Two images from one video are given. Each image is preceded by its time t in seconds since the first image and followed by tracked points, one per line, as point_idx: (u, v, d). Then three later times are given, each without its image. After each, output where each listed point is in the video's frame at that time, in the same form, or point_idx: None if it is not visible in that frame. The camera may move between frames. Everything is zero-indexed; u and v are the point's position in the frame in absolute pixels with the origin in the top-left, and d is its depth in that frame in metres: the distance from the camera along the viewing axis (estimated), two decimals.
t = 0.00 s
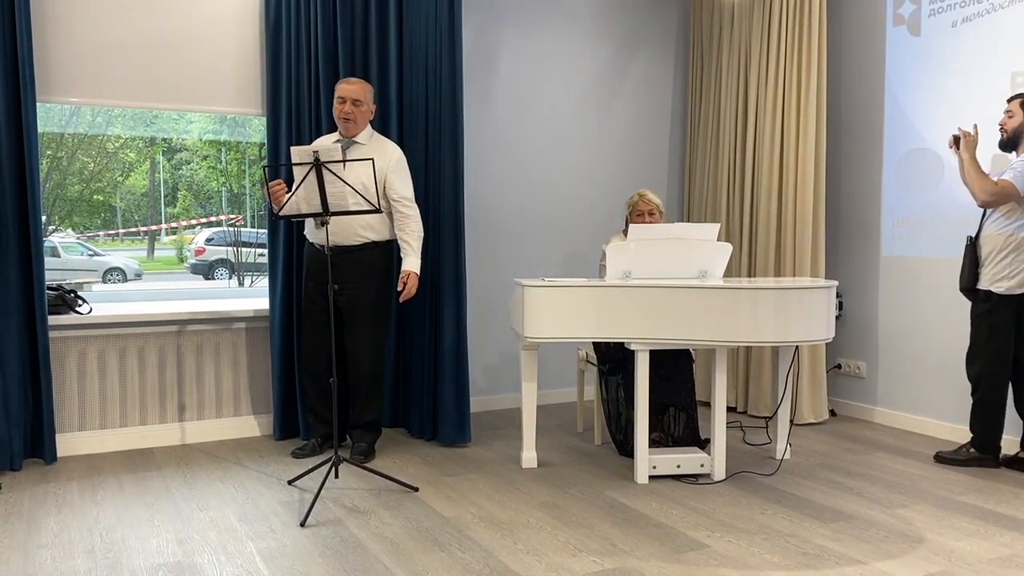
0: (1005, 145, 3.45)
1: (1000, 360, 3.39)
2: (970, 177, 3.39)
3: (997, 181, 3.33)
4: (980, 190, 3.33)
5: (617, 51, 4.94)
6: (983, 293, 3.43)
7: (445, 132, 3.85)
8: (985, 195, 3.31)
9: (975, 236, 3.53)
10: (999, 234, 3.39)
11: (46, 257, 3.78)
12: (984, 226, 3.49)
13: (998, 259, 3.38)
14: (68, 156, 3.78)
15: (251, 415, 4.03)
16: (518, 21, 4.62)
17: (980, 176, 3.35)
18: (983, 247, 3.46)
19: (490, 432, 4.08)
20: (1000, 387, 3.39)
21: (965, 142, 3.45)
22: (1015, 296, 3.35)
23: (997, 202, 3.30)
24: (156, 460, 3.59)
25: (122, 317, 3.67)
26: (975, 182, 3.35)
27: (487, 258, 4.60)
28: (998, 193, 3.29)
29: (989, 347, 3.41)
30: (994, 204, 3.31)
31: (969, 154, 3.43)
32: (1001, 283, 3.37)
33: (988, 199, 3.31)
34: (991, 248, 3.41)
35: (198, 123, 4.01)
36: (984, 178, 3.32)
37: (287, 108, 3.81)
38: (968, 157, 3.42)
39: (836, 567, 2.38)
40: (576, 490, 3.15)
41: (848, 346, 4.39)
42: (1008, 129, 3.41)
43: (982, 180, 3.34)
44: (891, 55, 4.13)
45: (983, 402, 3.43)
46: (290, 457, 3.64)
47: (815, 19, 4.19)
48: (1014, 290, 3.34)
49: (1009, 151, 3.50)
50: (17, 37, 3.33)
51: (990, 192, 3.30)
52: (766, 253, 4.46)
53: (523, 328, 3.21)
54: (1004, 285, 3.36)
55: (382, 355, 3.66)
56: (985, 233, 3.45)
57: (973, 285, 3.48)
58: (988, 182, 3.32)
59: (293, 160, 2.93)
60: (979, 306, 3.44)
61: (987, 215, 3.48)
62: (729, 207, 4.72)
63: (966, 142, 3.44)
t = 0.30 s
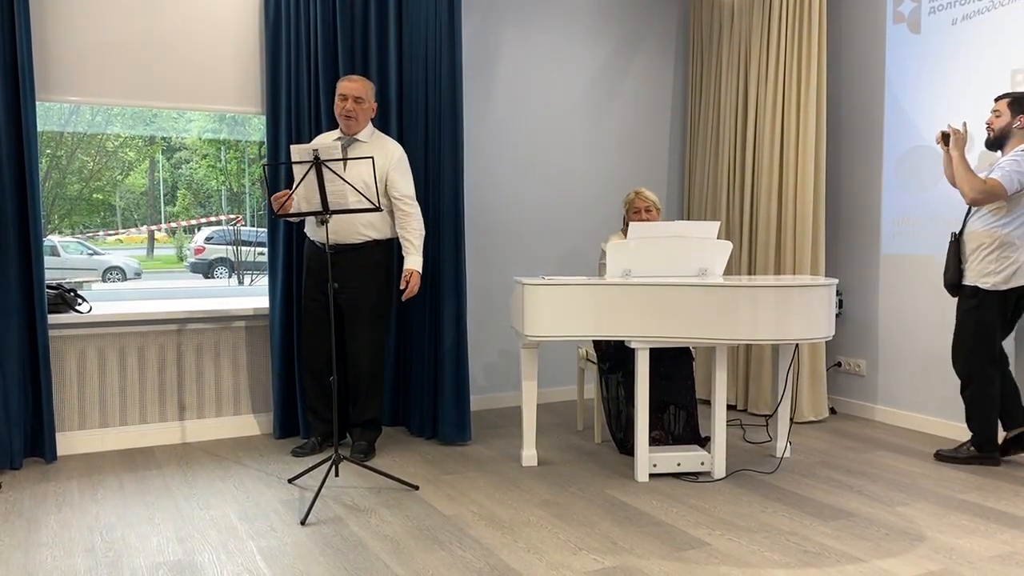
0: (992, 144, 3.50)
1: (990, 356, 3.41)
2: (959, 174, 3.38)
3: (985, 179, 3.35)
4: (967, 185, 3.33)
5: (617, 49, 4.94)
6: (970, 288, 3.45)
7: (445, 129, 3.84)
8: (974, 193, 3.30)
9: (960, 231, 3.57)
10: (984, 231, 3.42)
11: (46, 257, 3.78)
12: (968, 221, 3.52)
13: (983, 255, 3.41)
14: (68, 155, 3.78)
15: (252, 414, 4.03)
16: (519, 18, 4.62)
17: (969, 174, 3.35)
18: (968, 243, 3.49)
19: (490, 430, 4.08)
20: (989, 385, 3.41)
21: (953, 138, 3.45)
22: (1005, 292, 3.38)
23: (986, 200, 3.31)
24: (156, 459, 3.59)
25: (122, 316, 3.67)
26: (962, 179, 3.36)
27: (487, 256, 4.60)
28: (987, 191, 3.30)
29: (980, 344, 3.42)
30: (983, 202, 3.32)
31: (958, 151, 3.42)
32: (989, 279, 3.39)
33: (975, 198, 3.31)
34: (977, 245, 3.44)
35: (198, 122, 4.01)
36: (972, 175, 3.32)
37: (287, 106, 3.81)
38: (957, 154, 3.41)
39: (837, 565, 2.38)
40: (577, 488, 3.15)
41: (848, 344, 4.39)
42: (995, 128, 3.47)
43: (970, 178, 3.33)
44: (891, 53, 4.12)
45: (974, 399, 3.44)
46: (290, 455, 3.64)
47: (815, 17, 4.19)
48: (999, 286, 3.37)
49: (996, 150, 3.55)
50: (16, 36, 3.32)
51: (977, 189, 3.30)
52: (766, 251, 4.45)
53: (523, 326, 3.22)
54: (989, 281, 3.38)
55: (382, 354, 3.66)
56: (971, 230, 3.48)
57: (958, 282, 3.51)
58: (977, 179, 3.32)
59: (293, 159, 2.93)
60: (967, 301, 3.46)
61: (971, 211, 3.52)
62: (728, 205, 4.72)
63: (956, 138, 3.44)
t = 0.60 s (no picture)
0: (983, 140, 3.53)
1: (991, 350, 3.42)
2: (959, 169, 3.40)
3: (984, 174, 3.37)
4: (969, 181, 3.35)
5: (616, 46, 4.93)
6: (974, 283, 3.44)
7: (444, 125, 3.82)
8: (976, 186, 3.33)
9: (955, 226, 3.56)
10: (982, 225, 3.43)
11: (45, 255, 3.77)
12: (964, 216, 3.53)
13: (983, 250, 3.41)
14: (66, 152, 3.77)
15: (251, 412, 4.02)
16: (518, 13, 4.61)
17: (968, 169, 3.37)
18: (966, 238, 3.49)
19: (491, 428, 4.07)
20: (992, 380, 3.42)
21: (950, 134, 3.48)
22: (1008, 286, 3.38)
23: (988, 194, 3.33)
24: (156, 457, 3.58)
25: (120, 314, 3.66)
26: (962, 174, 3.38)
27: (486, 253, 4.59)
28: (988, 185, 3.32)
29: (983, 338, 3.42)
30: (985, 196, 3.33)
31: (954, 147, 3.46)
32: (991, 275, 3.39)
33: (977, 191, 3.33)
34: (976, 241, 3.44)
35: (196, 119, 4.00)
36: (972, 170, 3.35)
37: (287, 103, 3.80)
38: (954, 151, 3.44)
39: (839, 562, 2.38)
40: (577, 485, 3.15)
41: (849, 340, 4.39)
42: (984, 126, 3.49)
43: (970, 173, 3.36)
44: (891, 49, 4.12)
45: (976, 393, 3.44)
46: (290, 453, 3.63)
47: (815, 14, 4.18)
48: (1003, 282, 3.37)
49: (984, 146, 3.57)
50: (14, 33, 3.31)
51: (979, 183, 3.33)
52: (767, 248, 4.45)
53: (523, 323, 3.21)
54: (994, 276, 3.38)
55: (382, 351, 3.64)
56: (968, 226, 3.48)
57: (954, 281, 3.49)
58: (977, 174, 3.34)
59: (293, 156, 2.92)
60: (970, 294, 3.44)
61: (967, 206, 3.52)
62: (728, 202, 4.72)
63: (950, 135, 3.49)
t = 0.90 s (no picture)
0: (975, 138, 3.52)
1: (992, 347, 3.42)
2: (959, 168, 3.39)
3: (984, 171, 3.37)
4: (972, 178, 3.34)
5: (615, 44, 4.91)
6: (977, 279, 3.42)
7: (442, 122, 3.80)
8: (978, 185, 3.33)
9: (952, 225, 3.54)
10: (986, 223, 3.41)
11: (42, 253, 3.76)
12: (962, 214, 3.50)
13: (985, 247, 3.40)
14: (63, 151, 3.75)
15: (249, 411, 4.01)
16: (516, 10, 4.59)
17: (966, 167, 3.37)
18: (967, 237, 3.46)
19: (489, 426, 4.06)
20: (992, 377, 3.41)
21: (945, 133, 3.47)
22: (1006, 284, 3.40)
23: (990, 190, 3.33)
24: (154, 457, 3.57)
25: (118, 313, 3.65)
26: (962, 172, 3.37)
27: (484, 251, 4.58)
28: (989, 181, 3.32)
29: (984, 334, 3.42)
30: (988, 192, 3.33)
31: (951, 145, 3.46)
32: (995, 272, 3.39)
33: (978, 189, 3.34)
34: (978, 237, 3.43)
35: (193, 117, 3.97)
36: (972, 168, 3.34)
37: (284, 101, 3.78)
38: (952, 151, 3.44)
39: (840, 560, 2.37)
40: (577, 483, 3.14)
41: (848, 338, 4.39)
42: (977, 124, 3.48)
43: (969, 171, 3.35)
44: (891, 45, 4.10)
45: (976, 390, 3.43)
46: (288, 452, 3.62)
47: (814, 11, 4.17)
48: (1005, 278, 3.39)
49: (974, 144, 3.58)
50: (10, 31, 3.29)
51: (982, 180, 3.32)
52: (766, 246, 4.44)
53: (522, 321, 3.20)
54: (997, 273, 3.38)
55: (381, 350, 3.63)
56: (968, 224, 3.46)
57: (953, 279, 3.47)
58: (977, 171, 3.34)
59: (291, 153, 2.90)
60: (974, 291, 3.42)
61: (965, 203, 3.50)
62: (727, 199, 4.71)
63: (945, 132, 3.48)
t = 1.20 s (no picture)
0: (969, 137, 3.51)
1: (997, 342, 3.41)
2: (960, 164, 3.38)
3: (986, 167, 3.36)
4: (974, 174, 3.33)
5: (612, 42, 4.89)
6: (981, 275, 3.39)
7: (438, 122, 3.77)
8: (981, 180, 3.32)
9: (953, 222, 3.52)
10: (988, 220, 3.40)
11: (37, 252, 3.73)
12: (962, 213, 3.48)
13: (988, 244, 3.39)
14: (58, 149, 3.72)
15: (246, 410, 3.98)
16: (513, 8, 4.57)
17: (968, 162, 3.36)
18: (968, 234, 3.44)
19: (487, 425, 4.04)
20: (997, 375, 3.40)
21: (944, 131, 3.47)
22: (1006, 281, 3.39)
23: (993, 185, 3.32)
24: (149, 457, 3.55)
25: (114, 312, 3.62)
26: (963, 167, 3.36)
27: (482, 250, 4.56)
28: (992, 177, 3.31)
29: (991, 330, 3.40)
30: (990, 187, 3.32)
31: (951, 142, 3.45)
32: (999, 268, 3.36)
33: (981, 185, 3.32)
34: (981, 233, 3.41)
35: (189, 115, 3.95)
36: (973, 163, 3.34)
37: (280, 99, 3.76)
38: (952, 147, 3.43)
39: (840, 560, 2.36)
40: (575, 483, 3.12)
41: (846, 335, 4.37)
42: (972, 121, 3.47)
43: (971, 166, 3.34)
44: (890, 41, 4.08)
45: (980, 386, 3.41)
46: (285, 452, 3.60)
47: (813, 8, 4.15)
48: (1009, 274, 3.37)
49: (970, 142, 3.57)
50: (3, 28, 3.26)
51: (983, 175, 3.31)
52: (764, 243, 4.42)
53: (520, 320, 3.18)
54: (1000, 270, 3.36)
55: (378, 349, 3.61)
56: (969, 223, 3.45)
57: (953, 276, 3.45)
58: (979, 167, 3.33)
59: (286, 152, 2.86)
60: (978, 287, 3.40)
61: (965, 201, 3.48)
62: (725, 197, 4.69)
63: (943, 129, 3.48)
